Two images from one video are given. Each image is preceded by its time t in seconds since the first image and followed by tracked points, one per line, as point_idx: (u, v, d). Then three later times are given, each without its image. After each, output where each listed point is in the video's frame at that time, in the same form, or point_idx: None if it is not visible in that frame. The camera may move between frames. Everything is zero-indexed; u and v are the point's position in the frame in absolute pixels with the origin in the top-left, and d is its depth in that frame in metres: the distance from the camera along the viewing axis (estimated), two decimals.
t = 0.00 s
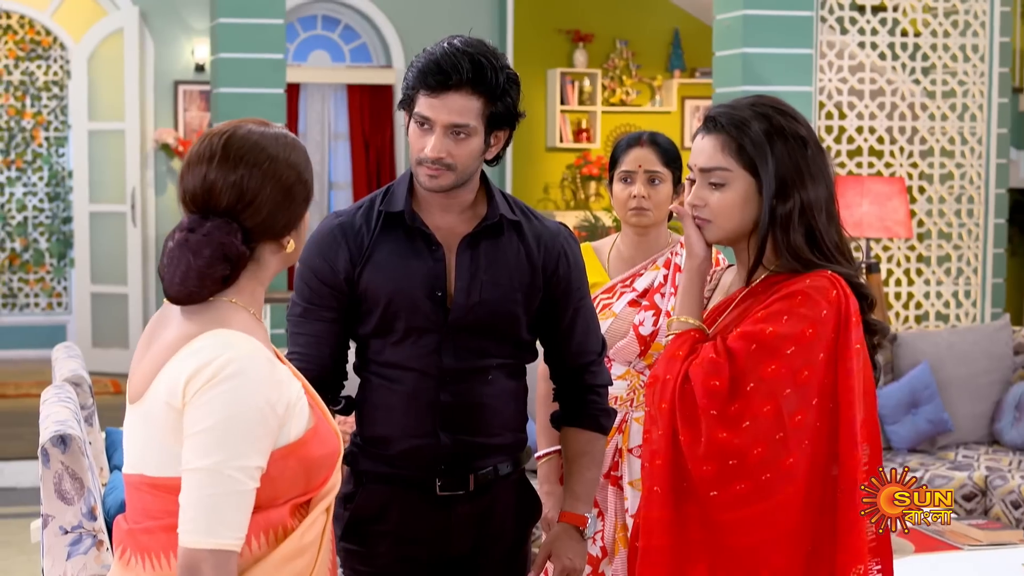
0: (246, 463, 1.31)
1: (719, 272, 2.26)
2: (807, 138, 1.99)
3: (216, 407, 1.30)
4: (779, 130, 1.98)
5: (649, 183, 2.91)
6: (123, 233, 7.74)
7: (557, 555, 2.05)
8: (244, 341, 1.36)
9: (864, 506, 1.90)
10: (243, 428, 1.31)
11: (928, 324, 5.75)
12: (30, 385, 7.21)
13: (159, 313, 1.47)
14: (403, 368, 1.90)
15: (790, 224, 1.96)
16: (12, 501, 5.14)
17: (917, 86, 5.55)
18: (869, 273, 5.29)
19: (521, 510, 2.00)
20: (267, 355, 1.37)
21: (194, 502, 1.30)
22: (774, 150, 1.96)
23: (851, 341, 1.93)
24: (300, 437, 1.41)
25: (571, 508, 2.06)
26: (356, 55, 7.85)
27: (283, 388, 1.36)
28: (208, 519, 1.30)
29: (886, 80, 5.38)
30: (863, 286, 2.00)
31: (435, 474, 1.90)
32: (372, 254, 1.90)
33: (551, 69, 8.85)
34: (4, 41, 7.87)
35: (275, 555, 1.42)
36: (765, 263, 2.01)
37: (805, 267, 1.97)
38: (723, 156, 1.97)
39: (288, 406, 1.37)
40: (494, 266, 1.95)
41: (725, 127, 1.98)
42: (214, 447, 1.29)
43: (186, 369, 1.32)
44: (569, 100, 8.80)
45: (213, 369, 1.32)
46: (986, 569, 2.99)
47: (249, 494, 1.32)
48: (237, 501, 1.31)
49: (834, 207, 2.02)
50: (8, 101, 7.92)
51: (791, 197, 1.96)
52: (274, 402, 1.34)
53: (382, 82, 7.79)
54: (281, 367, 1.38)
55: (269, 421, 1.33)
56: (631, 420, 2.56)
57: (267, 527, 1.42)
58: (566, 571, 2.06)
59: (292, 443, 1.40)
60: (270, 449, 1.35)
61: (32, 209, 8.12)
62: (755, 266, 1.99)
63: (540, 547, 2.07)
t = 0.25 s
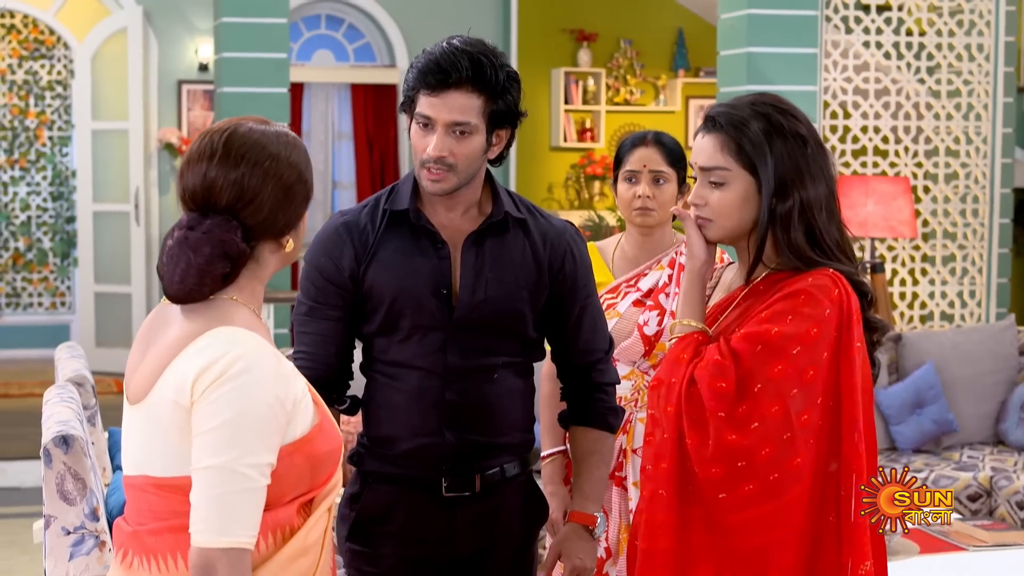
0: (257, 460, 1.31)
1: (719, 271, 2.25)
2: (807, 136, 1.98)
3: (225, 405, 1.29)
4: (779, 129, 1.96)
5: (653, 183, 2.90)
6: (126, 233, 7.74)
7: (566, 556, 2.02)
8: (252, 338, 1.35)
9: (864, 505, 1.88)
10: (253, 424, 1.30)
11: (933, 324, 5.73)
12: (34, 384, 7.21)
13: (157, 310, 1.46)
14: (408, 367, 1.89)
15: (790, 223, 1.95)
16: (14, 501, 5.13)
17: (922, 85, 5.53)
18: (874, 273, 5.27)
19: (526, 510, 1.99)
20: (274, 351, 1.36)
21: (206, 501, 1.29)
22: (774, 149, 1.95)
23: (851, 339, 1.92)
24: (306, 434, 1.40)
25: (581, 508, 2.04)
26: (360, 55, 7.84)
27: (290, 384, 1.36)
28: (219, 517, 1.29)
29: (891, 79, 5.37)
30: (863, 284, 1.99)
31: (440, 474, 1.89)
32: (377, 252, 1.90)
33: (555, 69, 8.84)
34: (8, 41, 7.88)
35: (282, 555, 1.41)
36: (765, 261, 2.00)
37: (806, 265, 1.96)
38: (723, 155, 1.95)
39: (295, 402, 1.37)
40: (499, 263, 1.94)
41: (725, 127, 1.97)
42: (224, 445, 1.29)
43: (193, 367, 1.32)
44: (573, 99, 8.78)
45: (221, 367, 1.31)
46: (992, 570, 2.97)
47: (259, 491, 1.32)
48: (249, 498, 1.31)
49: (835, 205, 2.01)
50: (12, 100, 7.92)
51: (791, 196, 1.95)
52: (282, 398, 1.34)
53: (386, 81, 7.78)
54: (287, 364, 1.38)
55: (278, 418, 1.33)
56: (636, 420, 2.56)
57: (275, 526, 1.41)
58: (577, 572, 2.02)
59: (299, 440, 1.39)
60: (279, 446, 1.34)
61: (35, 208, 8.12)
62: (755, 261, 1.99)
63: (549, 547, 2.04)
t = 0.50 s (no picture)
0: (265, 463, 1.30)
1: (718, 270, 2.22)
2: (810, 134, 1.96)
3: (233, 407, 1.29)
4: (782, 126, 1.94)
5: (658, 184, 2.89)
6: (130, 233, 7.74)
7: (577, 554, 2.02)
8: (259, 341, 1.35)
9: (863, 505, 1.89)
10: (260, 427, 1.29)
11: (937, 325, 5.72)
12: (37, 384, 7.21)
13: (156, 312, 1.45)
14: (412, 365, 1.89)
15: (794, 218, 1.93)
16: (17, 502, 5.13)
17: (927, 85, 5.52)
18: (878, 273, 5.25)
19: (533, 510, 1.98)
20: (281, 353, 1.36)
21: (213, 504, 1.28)
22: (777, 146, 1.93)
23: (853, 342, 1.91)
24: (311, 436, 1.39)
25: (592, 507, 2.03)
26: (363, 55, 7.83)
27: (296, 386, 1.35)
28: (227, 521, 1.29)
29: (895, 79, 5.35)
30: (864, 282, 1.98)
31: (445, 473, 1.88)
32: (384, 249, 1.89)
33: (559, 69, 8.83)
34: (11, 41, 7.88)
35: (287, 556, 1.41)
36: (768, 259, 1.98)
37: (810, 263, 1.94)
38: (725, 151, 1.94)
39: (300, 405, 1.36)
40: (505, 261, 1.93)
41: (728, 123, 1.95)
42: (232, 448, 1.28)
43: (201, 368, 1.31)
44: (577, 99, 8.77)
45: (229, 367, 1.30)
46: (997, 572, 2.96)
47: (266, 494, 1.31)
48: (256, 501, 1.30)
49: (837, 202, 1.99)
50: (16, 100, 7.93)
51: (794, 192, 1.93)
52: (288, 400, 1.33)
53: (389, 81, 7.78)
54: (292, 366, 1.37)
55: (285, 419, 1.32)
56: (640, 421, 2.58)
57: (280, 530, 1.41)
58: (589, 570, 2.02)
59: (304, 442, 1.39)
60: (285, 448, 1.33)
61: (39, 208, 8.12)
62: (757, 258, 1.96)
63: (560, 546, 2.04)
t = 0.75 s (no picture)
0: (271, 468, 1.30)
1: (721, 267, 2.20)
2: (812, 133, 1.95)
3: (239, 411, 1.28)
4: (786, 124, 1.94)
5: (662, 184, 2.89)
6: (133, 233, 7.74)
7: (586, 556, 2.02)
8: (264, 344, 1.34)
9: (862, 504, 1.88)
10: (266, 432, 1.29)
11: (941, 325, 5.70)
12: (41, 384, 7.21)
13: (156, 314, 1.44)
14: (423, 367, 1.89)
15: (800, 215, 1.91)
16: (20, 502, 5.13)
17: (931, 85, 5.50)
18: (882, 273, 5.24)
19: (543, 511, 1.97)
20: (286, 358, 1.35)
21: (218, 510, 1.28)
22: (781, 144, 1.92)
23: (855, 340, 1.90)
24: (314, 441, 1.39)
25: (603, 508, 2.03)
26: (367, 55, 7.82)
27: (300, 391, 1.35)
28: (234, 527, 1.28)
29: (899, 79, 5.34)
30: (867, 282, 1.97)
31: (454, 473, 1.88)
32: (391, 255, 1.89)
33: (563, 69, 8.82)
34: (15, 41, 7.89)
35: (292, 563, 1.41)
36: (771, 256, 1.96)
37: (814, 261, 1.92)
38: (730, 146, 1.92)
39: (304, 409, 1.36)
40: (512, 265, 1.92)
41: (733, 119, 1.94)
42: (238, 453, 1.27)
43: (206, 373, 1.30)
44: (581, 100, 8.76)
45: (235, 372, 1.29)
46: (1001, 573, 2.95)
47: (271, 501, 1.30)
48: (262, 507, 1.29)
49: (838, 200, 1.98)
50: (20, 100, 7.93)
51: (798, 189, 1.92)
52: (293, 404, 1.33)
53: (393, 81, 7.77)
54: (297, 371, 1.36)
55: (290, 424, 1.32)
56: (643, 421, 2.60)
57: (285, 535, 1.40)
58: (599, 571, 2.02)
59: (308, 448, 1.39)
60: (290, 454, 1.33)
61: (42, 208, 8.12)
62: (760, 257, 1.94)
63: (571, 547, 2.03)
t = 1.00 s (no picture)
0: (283, 469, 1.29)
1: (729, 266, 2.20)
2: (817, 131, 1.95)
3: (250, 412, 1.28)
4: (792, 124, 1.93)
5: (671, 184, 2.88)
6: (141, 233, 7.76)
7: (590, 558, 2.02)
8: (274, 345, 1.34)
9: (864, 505, 1.88)
10: (278, 433, 1.29)
11: (950, 326, 5.69)
12: (49, 384, 7.22)
13: (163, 316, 1.44)
14: (429, 369, 1.88)
15: (811, 214, 1.90)
16: (28, 501, 5.13)
17: (940, 85, 5.49)
18: (891, 273, 5.22)
19: (548, 513, 1.96)
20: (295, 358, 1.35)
21: (229, 512, 1.27)
22: (788, 143, 1.91)
23: (868, 339, 1.89)
24: (323, 442, 1.39)
25: (608, 510, 2.02)
26: (374, 55, 7.83)
27: (309, 392, 1.34)
28: (246, 528, 1.28)
29: (908, 79, 5.33)
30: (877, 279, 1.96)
31: (458, 475, 1.87)
32: (396, 257, 1.88)
33: (570, 68, 8.81)
34: (23, 41, 7.91)
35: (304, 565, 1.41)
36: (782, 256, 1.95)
37: (825, 259, 1.91)
38: (736, 150, 1.91)
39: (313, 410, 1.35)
40: (519, 266, 1.92)
41: (738, 121, 1.92)
42: (250, 454, 1.27)
43: (216, 375, 1.30)
44: (588, 99, 8.75)
45: (245, 374, 1.29)
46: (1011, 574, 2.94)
47: (282, 502, 1.30)
48: (273, 509, 1.29)
49: (846, 197, 1.97)
50: (28, 100, 7.95)
51: (808, 187, 1.91)
52: (303, 405, 1.32)
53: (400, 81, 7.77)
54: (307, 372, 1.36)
55: (300, 424, 1.31)
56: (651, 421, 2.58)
57: (294, 538, 1.40)
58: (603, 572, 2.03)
59: (317, 449, 1.38)
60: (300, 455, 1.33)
61: (50, 208, 8.13)
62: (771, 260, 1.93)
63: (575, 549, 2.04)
